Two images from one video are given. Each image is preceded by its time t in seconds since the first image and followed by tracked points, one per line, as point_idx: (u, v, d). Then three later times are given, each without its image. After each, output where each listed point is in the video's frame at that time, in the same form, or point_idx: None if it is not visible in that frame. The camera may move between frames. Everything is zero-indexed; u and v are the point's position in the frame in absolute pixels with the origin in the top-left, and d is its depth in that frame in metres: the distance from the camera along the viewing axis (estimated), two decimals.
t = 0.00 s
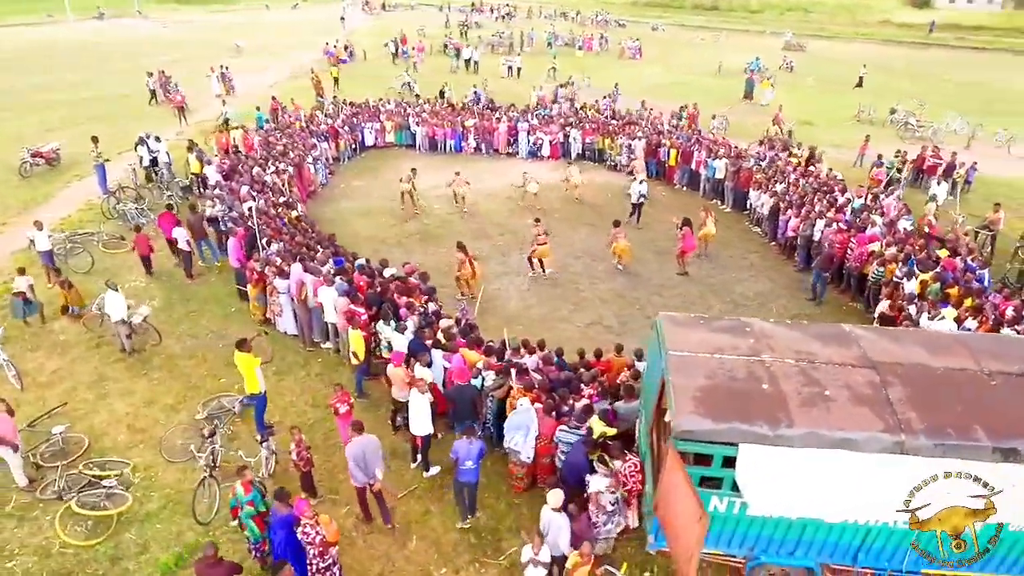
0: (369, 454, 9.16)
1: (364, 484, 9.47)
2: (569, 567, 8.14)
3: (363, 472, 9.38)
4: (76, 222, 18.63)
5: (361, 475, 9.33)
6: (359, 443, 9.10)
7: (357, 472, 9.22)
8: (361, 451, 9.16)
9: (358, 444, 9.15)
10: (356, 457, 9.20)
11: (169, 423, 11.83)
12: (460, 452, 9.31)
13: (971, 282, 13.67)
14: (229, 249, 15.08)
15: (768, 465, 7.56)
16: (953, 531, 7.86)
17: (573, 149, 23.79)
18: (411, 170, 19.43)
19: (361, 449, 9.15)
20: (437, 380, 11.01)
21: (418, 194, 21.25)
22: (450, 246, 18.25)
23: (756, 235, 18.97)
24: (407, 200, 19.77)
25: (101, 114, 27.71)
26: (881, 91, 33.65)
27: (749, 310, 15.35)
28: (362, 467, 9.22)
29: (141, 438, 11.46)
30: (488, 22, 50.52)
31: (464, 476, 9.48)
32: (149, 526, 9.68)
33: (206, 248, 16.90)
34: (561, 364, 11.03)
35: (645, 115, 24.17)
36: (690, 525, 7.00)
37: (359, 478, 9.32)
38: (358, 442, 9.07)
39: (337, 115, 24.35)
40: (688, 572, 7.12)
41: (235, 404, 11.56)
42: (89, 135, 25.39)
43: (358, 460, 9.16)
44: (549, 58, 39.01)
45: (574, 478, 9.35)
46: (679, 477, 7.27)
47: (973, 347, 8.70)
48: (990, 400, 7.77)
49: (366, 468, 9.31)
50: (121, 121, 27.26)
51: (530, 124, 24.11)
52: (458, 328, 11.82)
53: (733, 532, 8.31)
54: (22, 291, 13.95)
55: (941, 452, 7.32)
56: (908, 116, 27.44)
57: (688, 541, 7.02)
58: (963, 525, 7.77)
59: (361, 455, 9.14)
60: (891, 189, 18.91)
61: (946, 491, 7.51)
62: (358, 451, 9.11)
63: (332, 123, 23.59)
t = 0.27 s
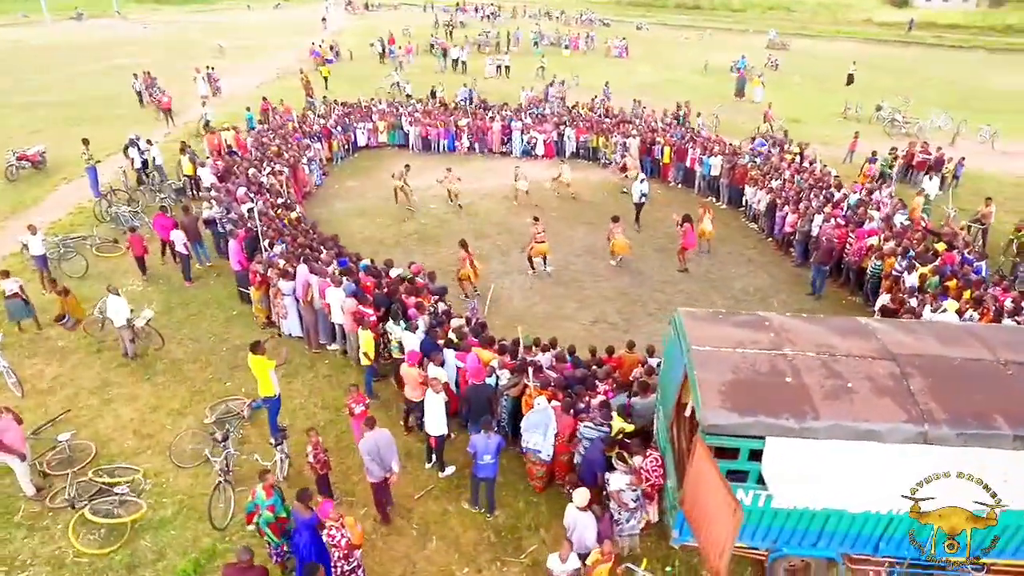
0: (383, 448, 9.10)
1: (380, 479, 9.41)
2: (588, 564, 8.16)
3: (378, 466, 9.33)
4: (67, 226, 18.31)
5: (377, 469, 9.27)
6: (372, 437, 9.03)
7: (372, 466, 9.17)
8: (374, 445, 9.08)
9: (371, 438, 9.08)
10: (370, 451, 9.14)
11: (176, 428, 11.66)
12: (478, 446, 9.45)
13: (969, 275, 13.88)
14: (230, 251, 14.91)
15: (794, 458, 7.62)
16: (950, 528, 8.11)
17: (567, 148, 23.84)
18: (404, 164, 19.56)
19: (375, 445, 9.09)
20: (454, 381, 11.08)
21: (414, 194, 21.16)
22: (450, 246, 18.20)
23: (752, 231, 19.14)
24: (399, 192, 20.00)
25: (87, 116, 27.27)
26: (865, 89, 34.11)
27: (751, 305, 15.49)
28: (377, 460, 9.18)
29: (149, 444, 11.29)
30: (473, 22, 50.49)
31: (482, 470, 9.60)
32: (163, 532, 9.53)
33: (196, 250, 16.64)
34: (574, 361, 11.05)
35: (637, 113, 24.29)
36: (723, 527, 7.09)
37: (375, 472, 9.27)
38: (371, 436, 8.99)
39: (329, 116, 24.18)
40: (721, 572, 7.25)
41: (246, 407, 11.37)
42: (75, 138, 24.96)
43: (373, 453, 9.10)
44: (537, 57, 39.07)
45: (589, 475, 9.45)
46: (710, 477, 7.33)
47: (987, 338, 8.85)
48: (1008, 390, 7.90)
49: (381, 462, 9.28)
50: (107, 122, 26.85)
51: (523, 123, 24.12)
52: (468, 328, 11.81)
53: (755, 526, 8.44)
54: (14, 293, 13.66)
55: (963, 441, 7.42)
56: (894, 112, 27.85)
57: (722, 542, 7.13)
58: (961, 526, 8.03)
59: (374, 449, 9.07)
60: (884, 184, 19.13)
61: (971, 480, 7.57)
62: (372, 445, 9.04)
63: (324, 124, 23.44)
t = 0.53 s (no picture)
0: (397, 439, 9.17)
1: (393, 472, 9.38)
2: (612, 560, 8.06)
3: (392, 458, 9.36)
4: (59, 230, 18.00)
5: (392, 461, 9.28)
6: (387, 428, 9.11)
7: (388, 458, 9.17)
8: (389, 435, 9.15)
9: (386, 429, 9.16)
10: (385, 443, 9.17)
11: (184, 433, 11.51)
12: (490, 443, 9.40)
13: (967, 267, 14.11)
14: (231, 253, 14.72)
15: (819, 449, 7.71)
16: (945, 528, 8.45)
17: (561, 146, 23.90)
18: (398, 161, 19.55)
19: (389, 437, 9.14)
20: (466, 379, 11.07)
21: (410, 194, 21.07)
22: (449, 246, 18.15)
23: (749, 227, 19.30)
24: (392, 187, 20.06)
25: (72, 118, 26.85)
26: (849, 86, 34.58)
27: (752, 301, 15.63)
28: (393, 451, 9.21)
29: (157, 449, 11.13)
30: (458, 22, 50.42)
31: (495, 466, 9.58)
32: (179, 539, 9.40)
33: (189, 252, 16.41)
34: (587, 359, 11.06)
35: (630, 112, 24.41)
36: (753, 524, 7.23)
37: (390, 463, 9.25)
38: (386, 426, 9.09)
39: (321, 117, 24.01)
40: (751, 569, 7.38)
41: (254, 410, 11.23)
42: (60, 140, 24.53)
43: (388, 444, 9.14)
44: (524, 57, 39.11)
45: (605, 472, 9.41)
46: (736, 476, 7.45)
47: (1000, 329, 8.99)
48: None
49: (396, 454, 9.31)
50: (93, 125, 26.44)
51: (517, 122, 24.13)
52: (479, 326, 11.78)
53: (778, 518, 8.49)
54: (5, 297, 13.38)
55: (984, 429, 7.55)
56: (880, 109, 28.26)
57: (752, 539, 7.26)
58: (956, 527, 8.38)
59: (390, 441, 9.13)
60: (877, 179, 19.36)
61: (991, 468, 7.70)
62: (388, 436, 9.13)
63: (317, 124, 23.29)
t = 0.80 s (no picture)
0: (411, 426, 9.36)
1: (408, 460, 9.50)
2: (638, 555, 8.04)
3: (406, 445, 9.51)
4: (50, 234, 17.68)
5: (407, 449, 9.41)
6: (399, 416, 9.30)
7: (402, 444, 9.35)
8: (403, 422, 9.34)
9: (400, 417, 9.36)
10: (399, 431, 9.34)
11: (192, 438, 11.36)
12: (502, 441, 9.57)
13: (964, 260, 14.35)
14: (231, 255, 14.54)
15: (843, 440, 7.80)
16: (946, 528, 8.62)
17: (554, 145, 23.96)
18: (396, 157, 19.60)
19: (402, 424, 9.33)
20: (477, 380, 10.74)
21: (405, 194, 20.98)
22: (448, 245, 18.10)
23: (744, 223, 19.47)
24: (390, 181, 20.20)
25: (56, 120, 26.39)
26: (834, 83, 35.05)
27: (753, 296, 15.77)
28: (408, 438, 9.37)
29: (166, 454, 10.97)
30: (442, 22, 50.32)
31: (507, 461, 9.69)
32: (195, 544, 9.28)
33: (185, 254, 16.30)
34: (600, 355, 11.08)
35: (622, 110, 24.54)
36: (781, 508, 7.25)
37: (405, 450, 9.38)
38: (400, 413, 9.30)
39: (312, 117, 23.84)
40: (780, 556, 7.37)
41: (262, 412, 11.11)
42: (45, 143, 24.10)
43: (402, 431, 9.31)
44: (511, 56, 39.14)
45: (619, 470, 9.42)
46: (763, 461, 7.50)
47: (1010, 319, 9.15)
48: None
49: (410, 441, 9.45)
50: (78, 126, 26.01)
51: (510, 121, 24.13)
52: (489, 325, 11.75)
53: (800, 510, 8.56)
54: None
55: (1002, 417, 7.68)
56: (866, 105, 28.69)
57: (780, 524, 7.27)
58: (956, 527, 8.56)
59: (403, 429, 9.31)
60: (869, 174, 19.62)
61: (1009, 455, 7.84)
62: (402, 422, 9.31)
63: (309, 124, 23.14)
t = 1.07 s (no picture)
0: (422, 423, 9.48)
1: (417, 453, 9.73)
2: (664, 549, 8.09)
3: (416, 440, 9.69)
4: (40, 238, 17.35)
5: (416, 444, 9.60)
6: (410, 411, 9.44)
7: (412, 439, 9.52)
8: (413, 418, 9.45)
9: (411, 412, 9.47)
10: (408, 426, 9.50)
11: (201, 442, 11.19)
12: (515, 437, 9.53)
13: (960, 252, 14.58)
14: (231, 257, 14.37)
15: (865, 431, 7.90)
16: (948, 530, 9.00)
17: (547, 143, 24.00)
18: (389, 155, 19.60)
19: (413, 420, 9.46)
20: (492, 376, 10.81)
21: (400, 193, 20.88)
22: (447, 245, 18.03)
23: (740, 219, 19.63)
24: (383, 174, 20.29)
25: (38, 122, 25.89)
26: (818, 80, 35.48)
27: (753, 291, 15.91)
28: (417, 434, 9.52)
29: (175, 460, 10.81)
30: (426, 22, 50.16)
31: (517, 459, 9.68)
32: (212, 550, 9.15)
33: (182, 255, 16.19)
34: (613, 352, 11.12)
35: (614, 109, 24.64)
36: (809, 498, 7.36)
37: (414, 445, 9.58)
38: (410, 409, 9.39)
39: (303, 118, 23.64)
40: (808, 545, 7.49)
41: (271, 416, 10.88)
42: (29, 146, 23.63)
43: (412, 427, 9.46)
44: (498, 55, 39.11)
45: (634, 467, 9.43)
46: (788, 453, 7.60)
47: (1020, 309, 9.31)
48: None
49: (420, 437, 9.62)
50: (63, 129, 25.55)
51: (503, 120, 24.10)
52: (500, 323, 11.73)
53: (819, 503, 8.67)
54: None
55: (1019, 406, 7.82)
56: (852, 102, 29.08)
57: (808, 514, 7.39)
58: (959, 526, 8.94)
59: (414, 424, 9.46)
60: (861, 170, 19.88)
61: None
62: (412, 419, 9.42)
63: (301, 125, 22.96)
